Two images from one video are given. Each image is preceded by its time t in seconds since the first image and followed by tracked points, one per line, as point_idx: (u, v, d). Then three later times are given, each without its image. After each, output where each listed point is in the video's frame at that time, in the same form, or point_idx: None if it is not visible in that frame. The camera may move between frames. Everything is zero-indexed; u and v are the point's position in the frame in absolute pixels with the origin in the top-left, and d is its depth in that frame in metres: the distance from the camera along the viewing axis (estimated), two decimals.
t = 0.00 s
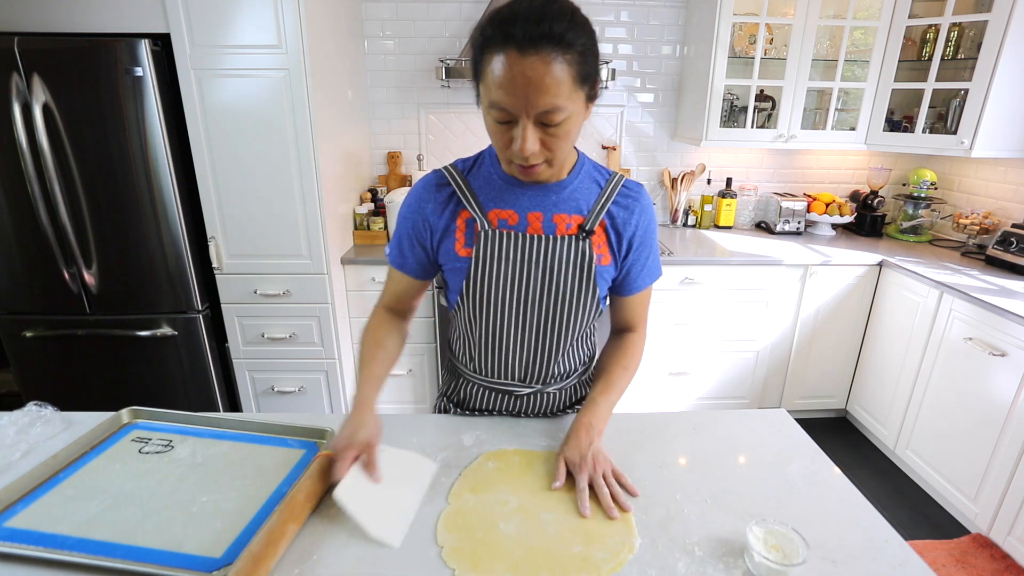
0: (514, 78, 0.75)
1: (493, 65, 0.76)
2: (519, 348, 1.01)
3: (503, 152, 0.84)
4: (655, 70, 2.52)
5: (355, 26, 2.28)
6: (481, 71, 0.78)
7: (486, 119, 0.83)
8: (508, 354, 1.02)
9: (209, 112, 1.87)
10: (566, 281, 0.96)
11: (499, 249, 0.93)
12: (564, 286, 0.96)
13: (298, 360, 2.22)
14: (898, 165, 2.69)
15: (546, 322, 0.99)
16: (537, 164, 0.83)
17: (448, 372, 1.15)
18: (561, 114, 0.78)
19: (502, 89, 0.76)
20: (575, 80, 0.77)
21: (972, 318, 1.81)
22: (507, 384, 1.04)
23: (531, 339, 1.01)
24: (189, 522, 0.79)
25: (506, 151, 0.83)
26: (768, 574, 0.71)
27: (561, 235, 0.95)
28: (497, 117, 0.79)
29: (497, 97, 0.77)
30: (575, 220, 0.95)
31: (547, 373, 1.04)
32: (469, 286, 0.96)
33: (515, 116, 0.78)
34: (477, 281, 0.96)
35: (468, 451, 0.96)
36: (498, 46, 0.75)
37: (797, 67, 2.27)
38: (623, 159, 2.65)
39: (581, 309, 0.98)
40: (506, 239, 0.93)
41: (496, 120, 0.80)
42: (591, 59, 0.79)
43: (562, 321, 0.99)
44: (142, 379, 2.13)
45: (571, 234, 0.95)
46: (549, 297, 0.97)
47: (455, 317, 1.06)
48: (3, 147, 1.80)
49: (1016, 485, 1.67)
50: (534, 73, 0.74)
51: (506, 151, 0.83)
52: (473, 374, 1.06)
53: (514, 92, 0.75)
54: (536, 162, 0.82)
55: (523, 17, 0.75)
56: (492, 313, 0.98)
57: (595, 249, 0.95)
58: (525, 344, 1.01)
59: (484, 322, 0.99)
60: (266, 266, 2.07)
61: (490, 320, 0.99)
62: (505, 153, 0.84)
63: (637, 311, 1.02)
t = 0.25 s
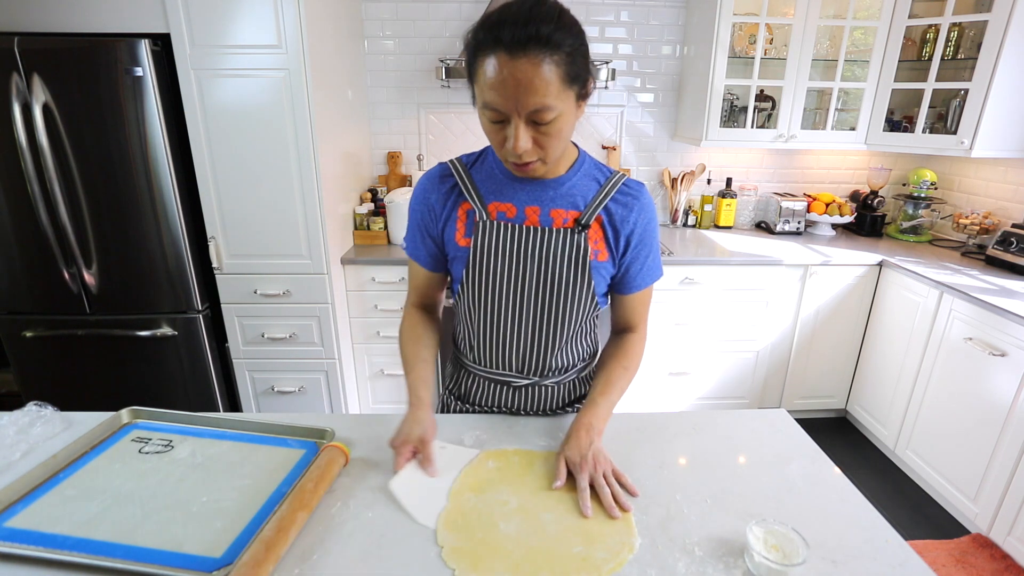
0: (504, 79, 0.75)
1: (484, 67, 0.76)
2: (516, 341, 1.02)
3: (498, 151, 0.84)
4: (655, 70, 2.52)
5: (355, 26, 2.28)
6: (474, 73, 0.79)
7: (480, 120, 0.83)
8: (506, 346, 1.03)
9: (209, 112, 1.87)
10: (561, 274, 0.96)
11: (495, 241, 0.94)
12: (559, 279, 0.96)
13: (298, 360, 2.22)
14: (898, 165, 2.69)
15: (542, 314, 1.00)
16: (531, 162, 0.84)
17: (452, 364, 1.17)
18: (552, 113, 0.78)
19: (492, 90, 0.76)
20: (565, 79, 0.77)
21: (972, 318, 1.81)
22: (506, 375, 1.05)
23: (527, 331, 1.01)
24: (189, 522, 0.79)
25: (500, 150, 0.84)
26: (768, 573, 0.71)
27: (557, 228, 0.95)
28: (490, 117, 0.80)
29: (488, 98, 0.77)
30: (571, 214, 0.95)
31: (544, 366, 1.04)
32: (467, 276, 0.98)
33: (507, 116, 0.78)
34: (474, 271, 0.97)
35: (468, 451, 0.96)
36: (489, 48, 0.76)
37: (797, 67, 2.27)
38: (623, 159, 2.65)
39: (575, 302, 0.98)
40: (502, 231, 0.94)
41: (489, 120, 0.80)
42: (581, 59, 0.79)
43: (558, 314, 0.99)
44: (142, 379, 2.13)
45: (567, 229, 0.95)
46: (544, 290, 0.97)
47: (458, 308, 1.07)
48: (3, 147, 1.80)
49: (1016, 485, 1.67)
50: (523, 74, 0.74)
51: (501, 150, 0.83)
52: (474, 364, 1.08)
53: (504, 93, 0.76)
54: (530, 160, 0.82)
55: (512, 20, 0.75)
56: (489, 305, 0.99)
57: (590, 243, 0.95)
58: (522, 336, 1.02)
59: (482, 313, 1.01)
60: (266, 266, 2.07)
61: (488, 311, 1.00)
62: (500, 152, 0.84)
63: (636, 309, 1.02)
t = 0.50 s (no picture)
0: (510, 62, 0.75)
1: (490, 51, 0.76)
2: (519, 334, 1.02)
3: (504, 137, 0.84)
4: (655, 70, 2.52)
5: (355, 26, 2.28)
6: (479, 59, 0.79)
7: (485, 106, 0.83)
8: (509, 339, 1.03)
9: (209, 111, 1.87)
10: (566, 266, 0.96)
11: (502, 232, 0.94)
12: (564, 272, 0.96)
13: (298, 360, 2.22)
14: (898, 165, 2.69)
15: (545, 307, 0.99)
16: (538, 147, 0.83)
17: (451, 359, 1.16)
18: (559, 96, 0.78)
19: (499, 74, 0.76)
20: (570, 62, 0.77)
21: (972, 318, 1.81)
22: (505, 369, 1.05)
23: (530, 324, 1.01)
24: (189, 522, 0.79)
25: (506, 137, 0.83)
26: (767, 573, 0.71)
27: (563, 219, 0.95)
28: (496, 102, 0.79)
29: (494, 82, 0.77)
30: (577, 204, 0.95)
31: (545, 360, 1.04)
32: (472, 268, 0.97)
33: (513, 100, 0.78)
34: (480, 263, 0.96)
35: (468, 450, 0.96)
36: (494, 33, 0.76)
37: (797, 67, 2.27)
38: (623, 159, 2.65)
39: (579, 295, 0.98)
40: (509, 222, 0.94)
41: (496, 105, 0.80)
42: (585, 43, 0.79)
43: (561, 307, 0.99)
44: (142, 379, 2.13)
45: (573, 219, 0.95)
46: (549, 282, 0.97)
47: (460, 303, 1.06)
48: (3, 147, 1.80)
49: (1016, 486, 1.67)
50: (530, 56, 0.74)
51: (507, 136, 0.83)
52: (475, 358, 1.07)
53: (511, 76, 0.75)
54: (536, 144, 0.82)
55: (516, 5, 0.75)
56: (493, 297, 0.99)
57: (595, 234, 0.95)
58: (525, 329, 1.01)
59: (487, 305, 1.00)
60: (266, 266, 2.07)
61: (491, 303, 0.99)
62: (506, 138, 0.84)
63: (640, 299, 1.01)
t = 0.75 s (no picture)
0: (508, 55, 0.74)
1: (486, 45, 0.75)
2: (511, 340, 1.01)
3: (497, 135, 0.82)
4: (655, 70, 2.52)
5: (354, 26, 2.28)
6: (474, 54, 0.77)
7: (478, 103, 0.81)
8: (500, 345, 1.01)
9: (209, 111, 1.87)
10: (559, 272, 0.95)
11: (496, 240, 0.90)
12: (557, 278, 0.95)
13: (298, 360, 2.22)
14: (898, 165, 2.69)
15: (538, 313, 0.98)
16: (532, 145, 0.82)
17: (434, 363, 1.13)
18: (556, 92, 0.77)
19: (496, 68, 0.75)
20: (566, 58, 0.77)
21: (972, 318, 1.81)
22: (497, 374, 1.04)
23: (523, 330, 1.00)
24: (188, 522, 0.79)
25: (499, 134, 0.82)
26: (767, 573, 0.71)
27: (555, 224, 0.93)
28: (491, 97, 0.78)
29: (491, 76, 0.76)
30: (567, 208, 0.93)
31: (537, 362, 1.05)
32: (464, 279, 0.93)
33: (510, 95, 0.77)
34: (473, 274, 0.92)
35: (468, 451, 0.96)
36: (492, 27, 0.75)
37: (797, 67, 2.27)
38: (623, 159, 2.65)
39: (571, 300, 0.98)
40: (502, 230, 0.90)
41: (491, 101, 0.78)
42: (579, 41, 0.79)
43: (554, 312, 0.99)
44: (142, 379, 2.13)
45: (565, 224, 0.93)
46: (542, 290, 0.96)
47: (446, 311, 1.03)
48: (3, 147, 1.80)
49: (1016, 486, 1.67)
50: (529, 49, 0.73)
51: (501, 133, 0.81)
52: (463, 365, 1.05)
53: (508, 70, 0.74)
54: (532, 141, 0.80)
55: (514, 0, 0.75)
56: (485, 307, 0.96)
57: (586, 238, 0.94)
58: (517, 335, 1.00)
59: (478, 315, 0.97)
60: (266, 266, 2.07)
61: (483, 313, 0.97)
62: (499, 136, 0.82)
63: (632, 296, 1.01)
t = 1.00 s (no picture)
0: (477, 67, 0.67)
1: (452, 56, 0.67)
2: (498, 353, 0.96)
3: (468, 149, 0.75)
4: (655, 70, 2.52)
5: (354, 26, 2.28)
6: (438, 63, 0.70)
7: (446, 116, 0.74)
8: (486, 358, 0.97)
9: (209, 111, 1.87)
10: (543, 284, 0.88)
11: (475, 256, 0.84)
12: (541, 291, 0.89)
13: (298, 360, 2.22)
14: (898, 165, 2.69)
15: (524, 326, 0.93)
16: (507, 157, 0.76)
17: (419, 372, 1.09)
18: (530, 103, 0.71)
19: (464, 81, 0.68)
20: (540, 65, 0.70)
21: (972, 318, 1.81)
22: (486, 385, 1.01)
23: (510, 343, 0.95)
24: (188, 522, 0.79)
25: (471, 148, 0.75)
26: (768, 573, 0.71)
27: (533, 232, 0.85)
28: (461, 112, 0.71)
29: (459, 90, 0.69)
30: (545, 213, 0.85)
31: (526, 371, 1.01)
32: (444, 297, 0.87)
33: (481, 109, 0.70)
34: (453, 291, 0.86)
35: (468, 451, 0.96)
36: (457, 35, 0.67)
37: (797, 67, 2.27)
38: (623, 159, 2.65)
39: (558, 310, 0.93)
40: (481, 245, 0.84)
41: (461, 116, 0.72)
42: (554, 45, 0.72)
43: (540, 324, 0.94)
44: (141, 379, 2.13)
45: (542, 231, 0.85)
46: (527, 303, 0.90)
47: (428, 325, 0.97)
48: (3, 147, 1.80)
49: (1016, 486, 1.67)
50: (500, 61, 0.66)
51: (473, 148, 0.75)
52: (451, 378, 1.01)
53: (479, 83, 0.67)
54: (507, 155, 0.74)
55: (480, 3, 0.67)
56: (467, 323, 0.91)
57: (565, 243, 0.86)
58: (504, 348, 0.96)
59: (460, 331, 0.92)
60: (266, 266, 2.07)
61: (466, 329, 0.92)
62: (470, 150, 0.76)
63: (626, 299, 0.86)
